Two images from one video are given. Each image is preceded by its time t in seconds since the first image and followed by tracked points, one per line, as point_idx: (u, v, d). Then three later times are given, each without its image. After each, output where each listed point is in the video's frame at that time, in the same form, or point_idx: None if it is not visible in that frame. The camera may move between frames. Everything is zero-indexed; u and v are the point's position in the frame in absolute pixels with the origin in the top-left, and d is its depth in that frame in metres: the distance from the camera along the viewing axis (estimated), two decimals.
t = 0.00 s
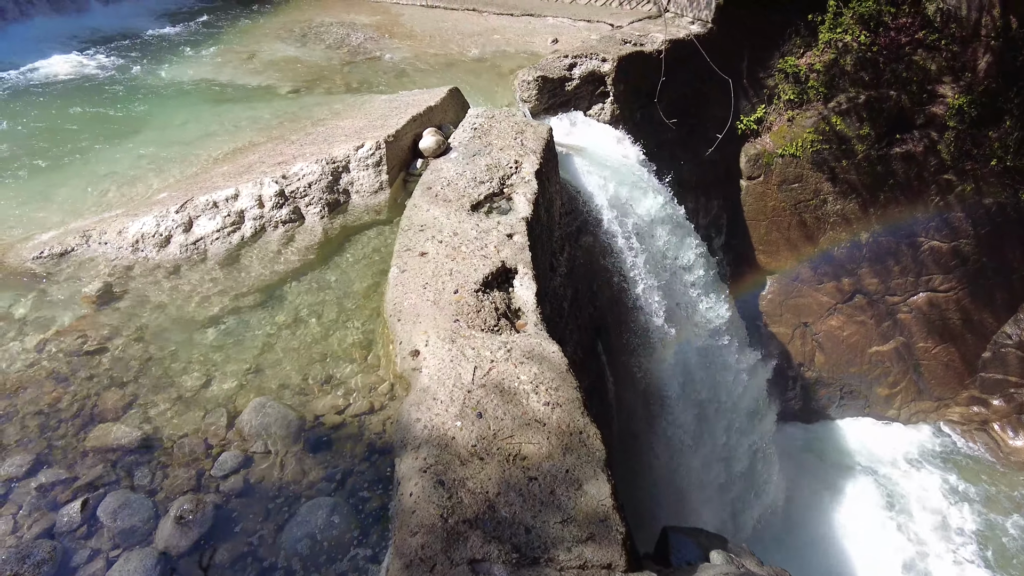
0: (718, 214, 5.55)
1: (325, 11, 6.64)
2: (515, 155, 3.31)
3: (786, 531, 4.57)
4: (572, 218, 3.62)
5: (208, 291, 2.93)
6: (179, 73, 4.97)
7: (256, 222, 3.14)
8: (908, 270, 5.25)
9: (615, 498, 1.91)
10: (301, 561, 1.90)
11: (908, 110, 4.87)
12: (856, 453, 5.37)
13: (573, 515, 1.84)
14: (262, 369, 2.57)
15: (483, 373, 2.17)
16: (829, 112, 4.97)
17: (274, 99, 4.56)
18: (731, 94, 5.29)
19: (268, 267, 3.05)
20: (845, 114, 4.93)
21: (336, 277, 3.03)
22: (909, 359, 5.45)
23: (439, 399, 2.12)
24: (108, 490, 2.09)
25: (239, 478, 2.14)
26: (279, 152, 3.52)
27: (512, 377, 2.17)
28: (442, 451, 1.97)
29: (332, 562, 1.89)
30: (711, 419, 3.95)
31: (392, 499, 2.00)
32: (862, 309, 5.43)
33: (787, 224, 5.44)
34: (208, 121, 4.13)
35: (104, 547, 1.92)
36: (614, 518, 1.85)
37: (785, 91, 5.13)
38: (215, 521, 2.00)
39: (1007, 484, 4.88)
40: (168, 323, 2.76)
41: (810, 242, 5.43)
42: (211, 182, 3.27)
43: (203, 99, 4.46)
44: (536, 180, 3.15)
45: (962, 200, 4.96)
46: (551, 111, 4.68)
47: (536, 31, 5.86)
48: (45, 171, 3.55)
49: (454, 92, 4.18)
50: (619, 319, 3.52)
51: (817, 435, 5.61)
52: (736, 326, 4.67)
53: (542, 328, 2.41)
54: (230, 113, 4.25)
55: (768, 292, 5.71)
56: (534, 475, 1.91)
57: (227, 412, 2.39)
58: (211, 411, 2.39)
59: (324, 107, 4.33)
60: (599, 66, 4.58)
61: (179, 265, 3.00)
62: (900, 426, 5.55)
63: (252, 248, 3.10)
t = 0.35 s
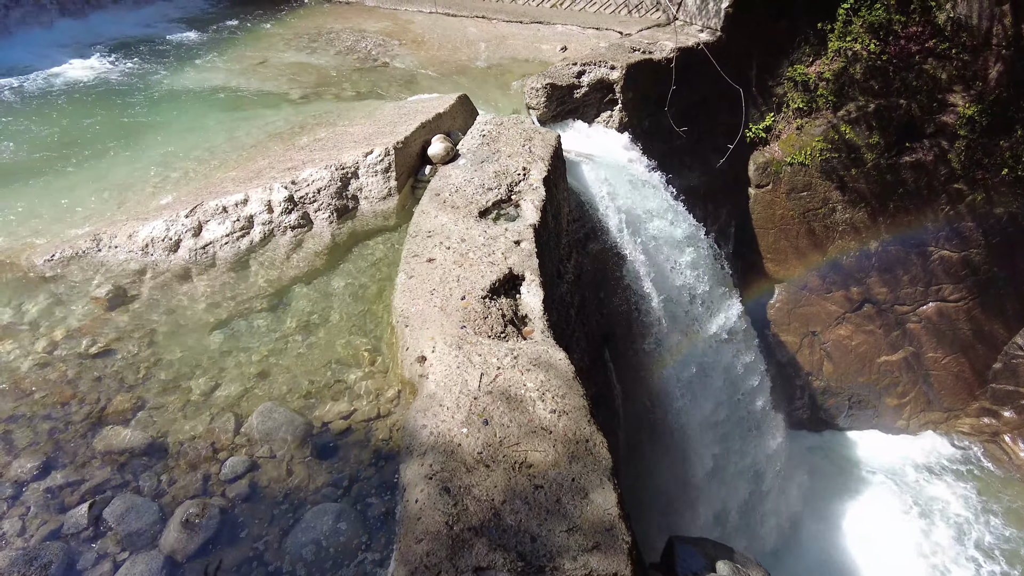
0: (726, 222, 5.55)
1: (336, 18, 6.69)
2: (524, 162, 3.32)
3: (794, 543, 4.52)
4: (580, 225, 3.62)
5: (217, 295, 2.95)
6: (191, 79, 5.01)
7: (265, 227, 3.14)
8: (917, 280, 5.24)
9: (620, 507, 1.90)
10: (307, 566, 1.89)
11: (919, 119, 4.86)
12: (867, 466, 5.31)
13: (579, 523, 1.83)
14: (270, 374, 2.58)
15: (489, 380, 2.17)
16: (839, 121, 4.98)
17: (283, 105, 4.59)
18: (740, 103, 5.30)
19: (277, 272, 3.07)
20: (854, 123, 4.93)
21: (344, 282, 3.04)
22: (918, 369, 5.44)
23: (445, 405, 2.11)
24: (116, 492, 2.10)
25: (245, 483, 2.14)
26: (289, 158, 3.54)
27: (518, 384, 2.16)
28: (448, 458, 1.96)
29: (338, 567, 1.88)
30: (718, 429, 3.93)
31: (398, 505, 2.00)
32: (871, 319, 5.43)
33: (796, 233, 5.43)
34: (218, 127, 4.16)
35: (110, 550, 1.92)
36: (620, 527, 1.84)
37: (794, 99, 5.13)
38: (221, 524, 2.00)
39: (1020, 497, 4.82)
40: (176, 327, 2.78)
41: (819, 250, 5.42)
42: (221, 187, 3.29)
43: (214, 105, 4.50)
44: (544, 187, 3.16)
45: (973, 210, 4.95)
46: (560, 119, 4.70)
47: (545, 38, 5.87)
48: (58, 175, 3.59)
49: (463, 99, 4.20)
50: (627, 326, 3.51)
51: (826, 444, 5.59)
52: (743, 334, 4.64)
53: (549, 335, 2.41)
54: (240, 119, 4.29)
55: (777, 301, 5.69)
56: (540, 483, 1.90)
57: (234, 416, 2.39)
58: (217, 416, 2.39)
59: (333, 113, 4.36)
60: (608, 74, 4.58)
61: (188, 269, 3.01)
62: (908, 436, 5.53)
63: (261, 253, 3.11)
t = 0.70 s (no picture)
0: (734, 229, 5.58)
1: (345, 24, 6.74)
2: (531, 169, 3.32)
3: (801, 553, 4.48)
4: (587, 232, 3.63)
5: (225, 299, 2.96)
6: (202, 84, 5.06)
7: (273, 232, 3.16)
8: (926, 290, 5.20)
9: (627, 516, 1.88)
10: (311, 571, 1.89)
11: (928, 127, 4.84)
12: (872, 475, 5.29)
13: (585, 532, 1.81)
14: (276, 378, 2.58)
15: (495, 387, 2.16)
16: (847, 129, 4.93)
17: (294, 111, 4.63)
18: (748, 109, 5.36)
19: (284, 277, 3.08)
20: (863, 131, 4.88)
21: (351, 287, 3.05)
22: (926, 379, 5.40)
23: (451, 411, 2.12)
24: (121, 495, 2.11)
25: (251, 487, 2.14)
26: (298, 163, 3.56)
27: (524, 391, 2.16)
28: (453, 465, 1.96)
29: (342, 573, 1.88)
30: (724, 437, 3.91)
31: (402, 512, 2.00)
32: (880, 328, 5.39)
33: (804, 241, 5.42)
34: (229, 132, 4.19)
35: (115, 553, 1.93)
36: (626, 536, 1.82)
37: (803, 107, 5.14)
38: (226, 529, 2.00)
39: None
40: (184, 331, 2.79)
41: (827, 259, 5.41)
42: (230, 192, 3.30)
43: (225, 110, 4.54)
44: (551, 194, 3.15)
45: (982, 219, 4.91)
46: (569, 126, 4.74)
47: (554, 46, 5.88)
48: (69, 178, 3.63)
49: (471, 106, 4.22)
50: (634, 333, 3.51)
51: (833, 454, 5.55)
52: (750, 342, 4.63)
53: (555, 342, 2.41)
54: (251, 124, 4.32)
55: (785, 309, 5.68)
56: (545, 491, 1.89)
57: (240, 420, 2.40)
58: (224, 420, 2.40)
59: (343, 119, 4.39)
60: (616, 83, 4.58)
61: (196, 273, 3.03)
62: (916, 446, 5.50)
63: (269, 258, 3.13)
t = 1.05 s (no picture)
0: (741, 237, 5.52)
1: (354, 30, 6.79)
2: (538, 175, 3.33)
3: (812, 564, 4.44)
4: (593, 238, 3.63)
5: (232, 303, 2.97)
6: (213, 89, 5.10)
7: (281, 236, 3.18)
8: (934, 298, 5.17)
9: (632, 524, 1.86)
10: None
11: (937, 136, 4.85)
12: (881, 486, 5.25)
13: (589, 539, 1.80)
14: (282, 383, 2.59)
15: (501, 393, 2.16)
16: (855, 137, 4.96)
17: (302, 116, 4.65)
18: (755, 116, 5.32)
19: (291, 281, 3.09)
20: (871, 139, 4.90)
21: (358, 292, 3.06)
22: (934, 388, 5.36)
23: (456, 417, 2.11)
24: (128, 498, 2.11)
25: (256, 491, 2.15)
26: (306, 168, 3.58)
27: (529, 397, 2.16)
28: (458, 471, 1.96)
29: None
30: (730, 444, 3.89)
31: (407, 517, 1.99)
32: (887, 336, 5.36)
33: (812, 249, 5.41)
34: (238, 137, 4.22)
35: (121, 555, 1.93)
36: (631, 543, 1.80)
37: (810, 114, 5.15)
38: (231, 533, 2.00)
39: None
40: (191, 334, 2.81)
41: (834, 267, 5.39)
42: (238, 196, 3.32)
43: (234, 115, 4.58)
44: (558, 201, 3.16)
45: (992, 228, 4.89)
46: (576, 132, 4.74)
47: (562, 52, 5.91)
48: (80, 181, 3.67)
49: (479, 112, 4.23)
50: (640, 340, 3.50)
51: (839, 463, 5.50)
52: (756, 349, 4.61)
53: (561, 349, 2.40)
54: (260, 129, 4.35)
55: (792, 317, 5.67)
56: (550, 498, 1.88)
57: (245, 424, 2.40)
58: (230, 423, 2.40)
59: (351, 124, 4.41)
60: (624, 89, 4.58)
61: (203, 276, 3.04)
62: (923, 456, 5.44)
63: (276, 262, 3.15)
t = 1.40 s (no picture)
0: (747, 244, 5.58)
1: (362, 37, 6.83)
2: (544, 181, 3.33)
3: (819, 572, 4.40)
4: (599, 244, 3.62)
5: (238, 307, 2.98)
6: (221, 94, 5.13)
7: (288, 241, 3.19)
8: (942, 306, 5.14)
9: (637, 531, 1.85)
10: None
11: (945, 143, 4.82)
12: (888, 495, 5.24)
13: (593, 546, 1.78)
14: (287, 387, 2.59)
15: (506, 399, 2.16)
16: (862, 144, 4.95)
17: (309, 121, 4.67)
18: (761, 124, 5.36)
19: (297, 286, 3.10)
20: (878, 146, 4.89)
21: (364, 297, 3.07)
22: (942, 398, 5.32)
23: (461, 422, 2.11)
24: (133, 500, 2.12)
25: (260, 495, 2.15)
26: (313, 173, 3.60)
27: (534, 403, 2.15)
28: (462, 477, 1.96)
29: None
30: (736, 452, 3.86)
31: (411, 522, 1.99)
32: (894, 345, 5.33)
33: (818, 256, 5.40)
34: (245, 141, 4.24)
35: (126, 558, 1.94)
36: (635, 551, 1.78)
37: (818, 122, 5.18)
38: (235, 537, 2.00)
39: None
40: (198, 337, 2.82)
41: (841, 274, 5.38)
42: (245, 201, 3.33)
43: (241, 120, 4.61)
44: (564, 207, 3.16)
45: (1001, 237, 4.85)
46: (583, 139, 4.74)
47: (568, 59, 5.88)
48: (88, 184, 3.70)
49: (485, 118, 4.24)
50: (645, 347, 3.49)
51: (846, 470, 5.49)
52: (762, 357, 4.60)
53: (566, 355, 2.40)
54: (267, 134, 4.37)
55: (798, 324, 5.68)
56: (554, 505, 1.88)
57: (250, 427, 2.41)
58: (236, 427, 2.41)
59: (358, 130, 4.43)
60: (631, 96, 4.60)
61: (210, 280, 3.06)
62: (932, 466, 5.42)
63: (283, 266, 3.16)
